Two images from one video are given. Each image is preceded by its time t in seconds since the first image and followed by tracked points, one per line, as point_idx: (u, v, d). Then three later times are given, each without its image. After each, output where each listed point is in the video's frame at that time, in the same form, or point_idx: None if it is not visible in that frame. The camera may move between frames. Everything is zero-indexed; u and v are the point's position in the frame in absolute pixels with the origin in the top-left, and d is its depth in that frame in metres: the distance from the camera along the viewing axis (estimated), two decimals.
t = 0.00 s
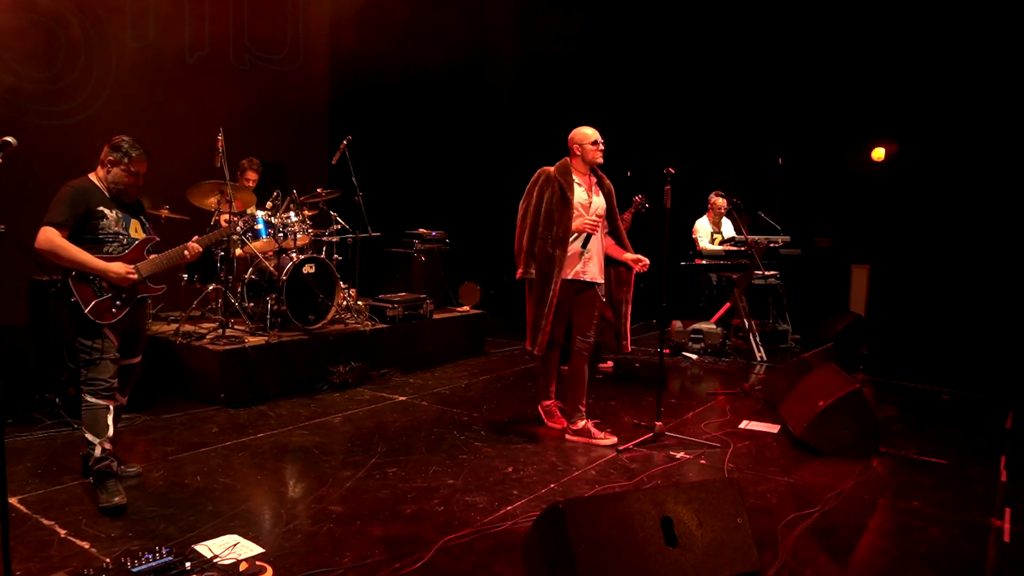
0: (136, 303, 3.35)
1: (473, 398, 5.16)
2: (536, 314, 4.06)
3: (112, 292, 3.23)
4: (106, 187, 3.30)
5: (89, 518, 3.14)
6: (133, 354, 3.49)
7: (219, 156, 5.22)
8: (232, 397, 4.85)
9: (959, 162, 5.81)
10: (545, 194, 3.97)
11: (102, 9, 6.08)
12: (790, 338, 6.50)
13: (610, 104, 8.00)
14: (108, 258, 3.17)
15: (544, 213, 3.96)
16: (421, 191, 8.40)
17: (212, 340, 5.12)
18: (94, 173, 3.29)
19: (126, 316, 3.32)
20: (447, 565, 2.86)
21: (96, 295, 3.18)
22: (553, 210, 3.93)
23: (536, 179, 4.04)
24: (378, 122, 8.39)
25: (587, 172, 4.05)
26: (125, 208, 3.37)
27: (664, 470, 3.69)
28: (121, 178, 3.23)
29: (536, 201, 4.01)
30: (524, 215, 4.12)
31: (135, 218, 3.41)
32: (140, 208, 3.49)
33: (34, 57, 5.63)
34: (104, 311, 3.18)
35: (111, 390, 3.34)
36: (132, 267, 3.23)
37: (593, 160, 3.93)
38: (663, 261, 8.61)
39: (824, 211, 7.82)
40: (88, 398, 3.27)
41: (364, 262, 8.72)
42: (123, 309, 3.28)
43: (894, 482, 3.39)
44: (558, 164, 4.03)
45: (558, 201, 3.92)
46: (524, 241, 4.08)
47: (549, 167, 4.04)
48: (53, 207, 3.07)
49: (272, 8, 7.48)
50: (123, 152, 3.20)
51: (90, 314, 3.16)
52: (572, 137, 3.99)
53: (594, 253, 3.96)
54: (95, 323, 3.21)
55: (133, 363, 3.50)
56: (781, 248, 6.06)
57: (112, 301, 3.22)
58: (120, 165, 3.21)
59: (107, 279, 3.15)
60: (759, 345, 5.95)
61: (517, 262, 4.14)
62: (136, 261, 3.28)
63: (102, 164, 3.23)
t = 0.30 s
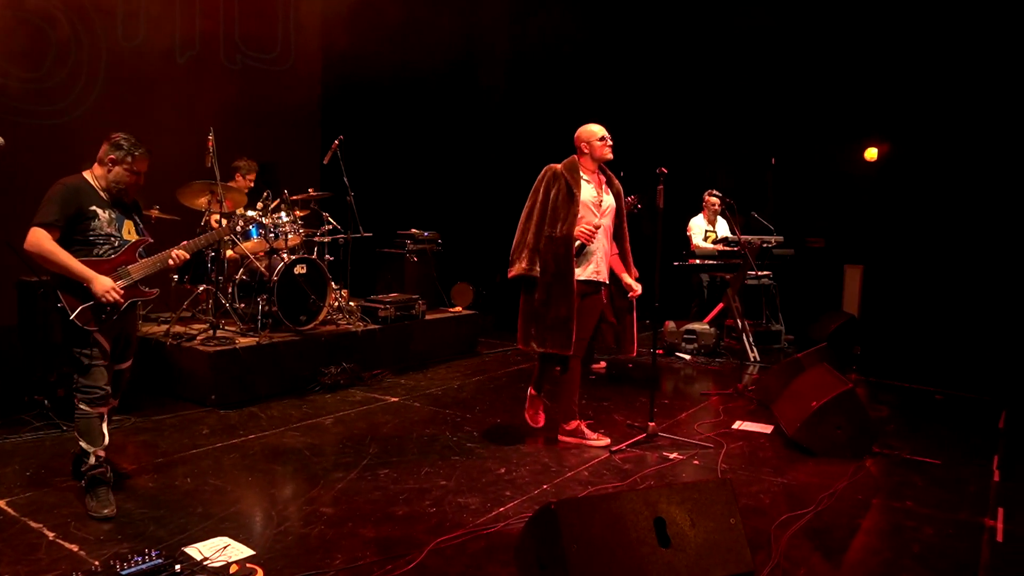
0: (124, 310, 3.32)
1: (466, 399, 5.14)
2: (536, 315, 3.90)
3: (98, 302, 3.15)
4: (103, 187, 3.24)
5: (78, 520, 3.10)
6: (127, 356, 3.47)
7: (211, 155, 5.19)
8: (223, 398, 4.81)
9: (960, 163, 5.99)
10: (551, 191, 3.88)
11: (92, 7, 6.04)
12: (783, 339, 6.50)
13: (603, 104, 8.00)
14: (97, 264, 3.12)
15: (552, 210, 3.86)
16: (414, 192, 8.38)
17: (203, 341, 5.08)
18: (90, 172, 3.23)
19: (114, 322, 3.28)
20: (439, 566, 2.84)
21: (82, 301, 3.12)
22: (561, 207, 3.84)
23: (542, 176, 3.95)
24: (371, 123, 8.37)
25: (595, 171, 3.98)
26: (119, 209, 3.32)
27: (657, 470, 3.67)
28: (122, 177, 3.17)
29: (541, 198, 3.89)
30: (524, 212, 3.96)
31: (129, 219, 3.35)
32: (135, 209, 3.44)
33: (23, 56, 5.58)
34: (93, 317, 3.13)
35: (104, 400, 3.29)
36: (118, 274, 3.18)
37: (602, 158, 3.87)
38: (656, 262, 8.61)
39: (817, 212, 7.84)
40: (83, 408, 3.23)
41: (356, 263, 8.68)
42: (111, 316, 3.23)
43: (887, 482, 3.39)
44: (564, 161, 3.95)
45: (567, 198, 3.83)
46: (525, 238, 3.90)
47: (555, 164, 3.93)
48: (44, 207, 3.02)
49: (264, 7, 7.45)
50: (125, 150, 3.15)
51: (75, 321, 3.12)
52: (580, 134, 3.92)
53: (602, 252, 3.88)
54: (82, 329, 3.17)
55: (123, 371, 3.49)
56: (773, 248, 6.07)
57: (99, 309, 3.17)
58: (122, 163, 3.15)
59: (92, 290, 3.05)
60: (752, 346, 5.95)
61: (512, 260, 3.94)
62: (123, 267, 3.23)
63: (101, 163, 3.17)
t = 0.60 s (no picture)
0: (115, 311, 3.16)
1: (457, 399, 5.11)
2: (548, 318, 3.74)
3: (87, 299, 3.04)
4: (87, 184, 3.16)
5: (65, 521, 3.07)
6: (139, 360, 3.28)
7: (200, 153, 5.14)
8: (213, 398, 4.78)
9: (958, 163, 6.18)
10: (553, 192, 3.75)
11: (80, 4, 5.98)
12: (775, 337, 6.50)
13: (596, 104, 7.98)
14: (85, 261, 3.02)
15: (556, 210, 3.74)
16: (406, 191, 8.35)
17: (193, 341, 5.04)
18: (75, 169, 3.16)
19: (104, 324, 3.14)
20: (429, 566, 2.82)
21: (70, 300, 3.01)
22: (567, 204, 3.74)
23: (541, 175, 3.80)
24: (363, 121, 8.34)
25: (594, 167, 3.92)
26: (104, 206, 3.23)
27: (648, 469, 3.66)
28: (106, 172, 3.09)
29: (546, 197, 3.75)
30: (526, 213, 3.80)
31: (116, 217, 3.27)
32: (122, 208, 3.35)
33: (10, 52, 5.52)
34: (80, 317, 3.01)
35: (94, 404, 3.20)
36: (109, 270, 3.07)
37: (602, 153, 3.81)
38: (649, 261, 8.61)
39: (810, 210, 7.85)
40: (74, 413, 3.15)
41: (348, 262, 8.65)
42: (100, 316, 3.09)
43: (877, 480, 3.39)
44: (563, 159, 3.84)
45: (573, 195, 3.73)
46: (533, 240, 3.73)
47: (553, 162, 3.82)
48: (25, 204, 2.92)
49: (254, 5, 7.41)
50: (109, 143, 3.05)
51: (62, 321, 2.99)
52: (577, 131, 3.86)
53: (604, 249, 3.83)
54: (68, 333, 3.03)
55: (146, 382, 3.29)
56: (765, 247, 6.07)
57: (88, 307, 3.05)
58: (105, 157, 3.07)
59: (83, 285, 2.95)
60: (744, 345, 5.95)
61: (522, 265, 3.74)
62: (112, 264, 3.12)
63: (85, 158, 3.09)
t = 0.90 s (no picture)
0: (108, 316, 2.98)
1: (448, 399, 5.10)
2: (556, 326, 3.61)
3: (79, 307, 2.89)
4: (81, 182, 3.01)
5: (50, 523, 3.03)
6: (138, 359, 3.09)
7: (188, 153, 5.08)
8: (202, 398, 4.74)
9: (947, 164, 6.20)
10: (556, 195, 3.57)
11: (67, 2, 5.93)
12: (766, 338, 6.51)
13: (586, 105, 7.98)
14: (78, 266, 2.87)
15: (560, 214, 3.57)
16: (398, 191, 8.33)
17: (181, 341, 5.01)
18: (69, 166, 3.00)
19: (98, 329, 2.96)
20: (417, 566, 2.80)
21: (60, 307, 2.87)
22: (570, 209, 3.57)
23: (542, 177, 3.62)
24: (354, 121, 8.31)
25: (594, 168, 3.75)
26: (98, 205, 3.08)
27: (638, 470, 3.64)
28: (100, 171, 2.92)
29: (548, 202, 3.57)
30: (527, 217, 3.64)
31: (110, 216, 3.13)
32: (117, 206, 3.20)
33: None
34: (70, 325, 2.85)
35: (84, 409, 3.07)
36: (101, 278, 2.92)
37: (602, 154, 3.65)
38: (641, 262, 8.62)
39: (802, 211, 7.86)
40: (65, 417, 3.03)
41: (339, 263, 8.62)
42: (94, 322, 2.94)
43: (866, 479, 3.39)
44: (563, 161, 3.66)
45: (575, 199, 3.56)
46: (537, 246, 3.57)
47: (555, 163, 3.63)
48: (17, 205, 2.78)
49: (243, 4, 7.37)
50: (104, 142, 2.87)
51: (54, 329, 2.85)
52: (577, 131, 3.68)
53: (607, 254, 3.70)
54: (62, 339, 2.88)
55: (147, 383, 3.10)
56: (756, 247, 6.08)
57: (79, 316, 2.90)
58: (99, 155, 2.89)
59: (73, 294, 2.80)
60: (735, 344, 5.96)
61: (524, 271, 3.60)
62: (107, 270, 2.96)
63: (79, 155, 2.93)
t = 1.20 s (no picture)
0: (116, 322, 2.82)
1: (436, 399, 5.08)
2: (561, 335, 3.32)
3: (89, 311, 2.74)
4: (93, 184, 2.82)
5: (33, 526, 2.99)
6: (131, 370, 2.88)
7: (175, 152, 5.05)
8: (188, 399, 4.70)
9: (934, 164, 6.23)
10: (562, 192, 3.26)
11: None
12: (755, 338, 6.52)
13: (576, 106, 7.98)
14: (86, 270, 2.67)
15: (566, 214, 3.27)
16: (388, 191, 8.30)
17: (167, 342, 4.98)
18: (80, 168, 2.81)
19: (101, 336, 2.80)
20: (404, 568, 2.78)
21: (69, 313, 2.72)
22: (577, 208, 3.28)
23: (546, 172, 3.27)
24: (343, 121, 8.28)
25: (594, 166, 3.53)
26: (110, 209, 2.88)
27: (627, 470, 3.64)
28: (114, 169, 2.74)
29: (555, 200, 3.24)
30: (528, 216, 3.27)
31: (123, 220, 2.92)
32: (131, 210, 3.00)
33: None
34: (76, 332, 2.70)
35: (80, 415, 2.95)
36: (112, 282, 2.71)
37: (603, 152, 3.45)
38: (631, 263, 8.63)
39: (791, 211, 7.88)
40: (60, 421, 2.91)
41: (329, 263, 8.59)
42: (102, 329, 2.79)
43: (854, 479, 3.39)
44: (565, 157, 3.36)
45: (582, 198, 3.28)
46: (543, 248, 3.22)
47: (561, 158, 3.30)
48: (26, 209, 2.61)
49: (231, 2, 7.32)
50: (116, 139, 2.70)
51: (62, 335, 2.70)
52: (579, 125, 3.43)
53: (607, 258, 3.49)
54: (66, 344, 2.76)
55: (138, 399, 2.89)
56: (745, 247, 6.09)
57: (89, 321, 2.75)
58: (112, 152, 2.72)
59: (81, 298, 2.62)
60: (724, 345, 5.97)
61: (528, 275, 3.24)
62: (116, 275, 2.74)
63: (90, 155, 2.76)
